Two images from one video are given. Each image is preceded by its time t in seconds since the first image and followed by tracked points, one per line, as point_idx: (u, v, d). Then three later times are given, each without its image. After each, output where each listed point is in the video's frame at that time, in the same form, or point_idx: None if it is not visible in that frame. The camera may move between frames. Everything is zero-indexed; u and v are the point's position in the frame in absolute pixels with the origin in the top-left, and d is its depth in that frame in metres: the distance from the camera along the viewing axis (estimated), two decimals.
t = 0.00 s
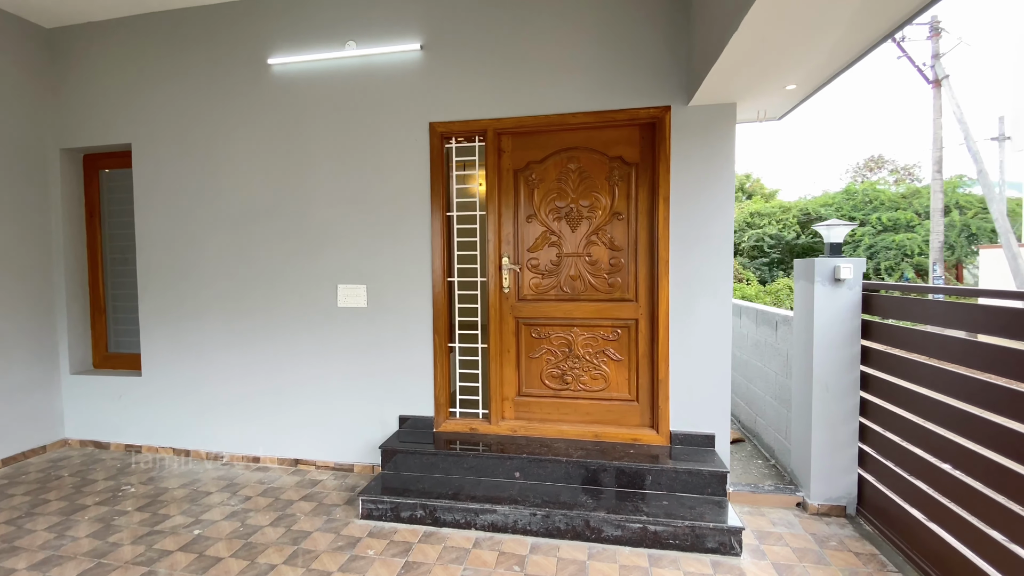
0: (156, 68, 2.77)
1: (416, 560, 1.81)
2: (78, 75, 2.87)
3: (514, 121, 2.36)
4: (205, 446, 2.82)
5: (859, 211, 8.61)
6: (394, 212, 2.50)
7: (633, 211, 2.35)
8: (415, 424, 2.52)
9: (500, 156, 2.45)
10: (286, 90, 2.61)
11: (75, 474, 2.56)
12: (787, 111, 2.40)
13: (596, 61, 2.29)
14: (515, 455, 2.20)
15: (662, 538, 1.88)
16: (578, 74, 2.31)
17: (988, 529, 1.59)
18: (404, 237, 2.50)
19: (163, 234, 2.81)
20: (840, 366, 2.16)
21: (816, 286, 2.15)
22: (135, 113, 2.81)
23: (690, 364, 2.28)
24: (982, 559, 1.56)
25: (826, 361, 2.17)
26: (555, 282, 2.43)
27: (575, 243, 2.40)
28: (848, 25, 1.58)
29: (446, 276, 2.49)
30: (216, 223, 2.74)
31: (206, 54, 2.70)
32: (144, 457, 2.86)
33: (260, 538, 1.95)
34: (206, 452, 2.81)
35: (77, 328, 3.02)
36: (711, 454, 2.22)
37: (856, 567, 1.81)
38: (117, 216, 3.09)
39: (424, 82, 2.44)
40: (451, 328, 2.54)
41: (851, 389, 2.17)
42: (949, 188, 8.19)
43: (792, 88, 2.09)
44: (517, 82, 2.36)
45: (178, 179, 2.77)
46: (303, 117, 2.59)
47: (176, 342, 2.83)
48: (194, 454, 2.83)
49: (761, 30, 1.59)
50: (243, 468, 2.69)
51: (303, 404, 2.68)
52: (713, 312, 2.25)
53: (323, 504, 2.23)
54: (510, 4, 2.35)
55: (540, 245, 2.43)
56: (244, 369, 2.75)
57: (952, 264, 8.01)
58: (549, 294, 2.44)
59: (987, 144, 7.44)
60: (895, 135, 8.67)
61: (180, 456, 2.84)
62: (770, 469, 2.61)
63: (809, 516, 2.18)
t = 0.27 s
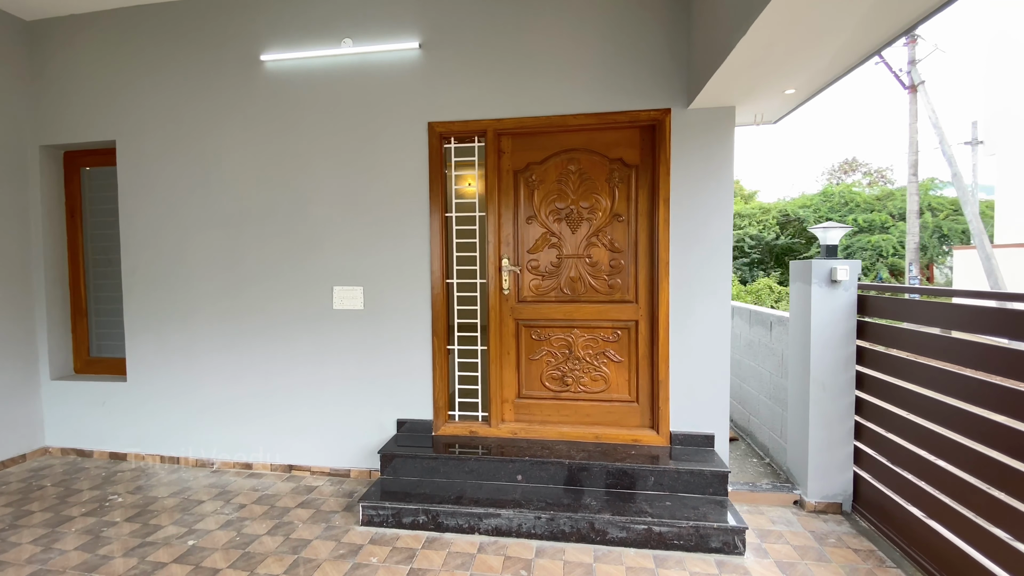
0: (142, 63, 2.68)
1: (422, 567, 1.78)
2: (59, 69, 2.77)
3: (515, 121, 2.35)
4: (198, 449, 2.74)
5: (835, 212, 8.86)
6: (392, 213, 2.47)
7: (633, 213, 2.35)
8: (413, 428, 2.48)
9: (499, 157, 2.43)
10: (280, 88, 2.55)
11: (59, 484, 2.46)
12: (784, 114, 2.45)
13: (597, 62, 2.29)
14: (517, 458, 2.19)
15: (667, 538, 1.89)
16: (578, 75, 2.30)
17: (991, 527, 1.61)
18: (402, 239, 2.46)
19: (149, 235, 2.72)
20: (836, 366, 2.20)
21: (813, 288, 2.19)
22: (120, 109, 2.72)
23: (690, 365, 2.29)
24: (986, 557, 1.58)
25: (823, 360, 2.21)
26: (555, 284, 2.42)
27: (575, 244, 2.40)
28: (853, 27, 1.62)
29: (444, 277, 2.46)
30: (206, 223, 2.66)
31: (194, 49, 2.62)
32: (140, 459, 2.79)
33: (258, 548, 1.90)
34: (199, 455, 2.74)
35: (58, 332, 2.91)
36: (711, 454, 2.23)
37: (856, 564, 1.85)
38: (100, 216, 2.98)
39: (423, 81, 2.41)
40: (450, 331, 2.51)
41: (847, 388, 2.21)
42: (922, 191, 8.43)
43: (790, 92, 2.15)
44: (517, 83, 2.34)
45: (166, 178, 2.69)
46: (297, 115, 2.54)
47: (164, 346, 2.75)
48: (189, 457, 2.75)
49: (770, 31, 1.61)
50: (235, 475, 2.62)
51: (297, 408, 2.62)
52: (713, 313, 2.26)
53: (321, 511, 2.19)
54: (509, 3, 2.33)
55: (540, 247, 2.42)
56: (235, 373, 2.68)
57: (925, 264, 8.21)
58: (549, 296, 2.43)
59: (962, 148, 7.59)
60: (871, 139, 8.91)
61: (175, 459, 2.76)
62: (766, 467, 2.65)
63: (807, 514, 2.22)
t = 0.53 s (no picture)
0: (127, 57, 2.59)
1: (423, 571, 1.75)
2: (38, 62, 2.67)
3: (513, 119, 2.33)
4: (194, 448, 2.66)
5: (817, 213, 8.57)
6: (388, 212, 2.43)
7: (631, 213, 2.35)
8: (409, 430, 2.45)
9: (497, 155, 2.41)
10: (272, 83, 2.49)
11: (40, 493, 2.38)
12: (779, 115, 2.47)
13: (595, 61, 2.28)
14: (517, 459, 2.17)
15: (668, 538, 1.89)
16: (577, 73, 2.29)
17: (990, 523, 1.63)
18: (398, 238, 2.43)
19: (134, 234, 2.64)
20: (832, 364, 2.23)
21: (809, 286, 2.21)
22: (102, 103, 2.63)
23: (689, 364, 2.29)
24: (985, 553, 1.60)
25: (819, 359, 2.24)
26: (553, 283, 2.41)
27: (573, 243, 2.39)
28: (853, 27, 1.64)
29: (441, 277, 2.43)
30: (194, 222, 2.59)
31: (181, 42, 2.55)
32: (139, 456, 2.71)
33: (253, 555, 1.85)
34: (195, 457, 2.66)
35: (37, 334, 2.81)
36: (709, 452, 2.24)
37: (854, 559, 1.87)
38: (81, 214, 2.88)
39: (419, 77, 2.38)
40: (447, 331, 2.48)
41: (842, 386, 2.24)
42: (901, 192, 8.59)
43: (788, 93, 2.17)
44: (515, 81, 2.32)
45: (151, 175, 2.61)
46: (289, 111, 2.48)
47: (150, 349, 2.67)
48: (186, 456, 2.67)
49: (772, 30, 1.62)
50: (225, 480, 2.55)
51: (289, 411, 2.57)
52: (711, 312, 2.27)
53: (316, 517, 2.14)
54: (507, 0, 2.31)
55: (538, 246, 2.40)
56: (225, 376, 2.61)
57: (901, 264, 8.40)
58: (547, 295, 2.42)
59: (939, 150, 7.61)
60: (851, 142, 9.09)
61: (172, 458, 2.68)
62: (760, 464, 2.67)
63: (803, 511, 2.24)
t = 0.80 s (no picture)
0: (110, 50, 2.51)
1: None
2: (17, 53, 2.57)
3: (509, 117, 2.30)
4: (197, 449, 2.57)
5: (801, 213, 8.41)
6: (382, 210, 2.38)
7: (628, 211, 2.34)
8: (403, 432, 2.40)
9: (492, 153, 2.38)
10: (261, 78, 2.43)
11: (18, 501, 2.29)
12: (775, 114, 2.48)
13: (593, 58, 2.27)
14: (514, 460, 2.14)
15: (668, 539, 1.88)
16: (574, 70, 2.27)
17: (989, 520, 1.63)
18: (392, 236, 2.38)
19: (118, 231, 2.56)
20: (827, 363, 2.24)
21: (805, 285, 2.22)
22: (84, 96, 2.54)
23: (685, 363, 2.28)
24: (984, 549, 1.60)
25: (814, 357, 2.24)
26: (549, 282, 2.38)
27: (570, 242, 2.36)
28: (854, 26, 1.64)
29: (436, 276, 2.40)
30: (181, 220, 2.51)
31: (167, 34, 2.47)
32: (140, 457, 2.62)
33: (244, 562, 1.80)
34: (195, 459, 2.58)
35: (14, 336, 2.71)
36: (706, 452, 2.23)
37: (852, 557, 1.88)
38: (62, 211, 2.79)
39: (413, 73, 2.34)
40: (441, 332, 2.44)
41: (838, 384, 2.25)
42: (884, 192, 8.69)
43: (785, 92, 2.17)
44: (511, 77, 2.29)
45: (135, 171, 2.53)
46: (280, 107, 2.42)
47: (134, 350, 2.59)
48: (186, 460, 2.59)
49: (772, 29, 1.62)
50: (213, 486, 2.48)
51: (279, 414, 2.51)
52: (708, 311, 2.26)
53: (309, 522, 2.09)
54: None
55: (534, 245, 2.38)
56: (213, 378, 2.54)
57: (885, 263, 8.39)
58: (544, 295, 2.39)
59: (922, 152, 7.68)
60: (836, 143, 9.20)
61: (174, 461, 2.60)
62: (754, 463, 2.67)
63: (799, 509, 2.25)
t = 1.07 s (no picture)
0: (91, 41, 2.42)
1: None
2: None
3: (505, 112, 2.24)
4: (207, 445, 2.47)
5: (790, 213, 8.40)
6: (374, 207, 2.32)
7: (626, 209, 2.30)
8: (397, 435, 2.34)
9: (488, 149, 2.32)
10: (249, 71, 2.35)
11: None
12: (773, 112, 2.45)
13: (590, 53, 2.22)
14: (511, 464, 2.09)
15: (669, 543, 1.84)
16: (571, 65, 2.23)
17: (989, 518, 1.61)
18: (385, 234, 2.32)
19: (99, 229, 2.47)
20: (827, 362, 2.22)
21: (804, 284, 2.19)
22: (63, 89, 2.45)
23: (684, 363, 2.24)
24: (987, 549, 1.57)
25: (814, 357, 2.22)
26: (546, 282, 2.33)
27: (567, 240, 2.32)
28: (856, 23, 1.62)
29: (430, 275, 2.34)
30: (165, 218, 2.43)
31: (150, 25, 2.39)
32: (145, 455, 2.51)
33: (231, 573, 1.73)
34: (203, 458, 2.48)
35: None
36: (706, 454, 2.20)
37: (854, 559, 1.85)
38: (40, 209, 2.69)
39: (406, 67, 2.28)
40: (435, 332, 2.38)
41: (837, 384, 2.23)
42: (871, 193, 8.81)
43: (784, 88, 2.14)
44: (507, 71, 2.24)
45: (117, 167, 2.44)
46: (268, 101, 2.35)
47: (116, 353, 2.50)
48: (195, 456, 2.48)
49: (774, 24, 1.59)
50: (199, 492, 2.40)
51: (268, 418, 2.43)
52: (707, 310, 2.23)
53: (299, 529, 2.02)
54: None
55: (530, 243, 2.33)
56: (199, 381, 2.46)
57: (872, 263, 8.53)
58: (540, 294, 2.34)
59: (909, 153, 7.72)
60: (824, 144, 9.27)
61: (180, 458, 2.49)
62: (752, 463, 2.64)
63: (799, 510, 2.23)
